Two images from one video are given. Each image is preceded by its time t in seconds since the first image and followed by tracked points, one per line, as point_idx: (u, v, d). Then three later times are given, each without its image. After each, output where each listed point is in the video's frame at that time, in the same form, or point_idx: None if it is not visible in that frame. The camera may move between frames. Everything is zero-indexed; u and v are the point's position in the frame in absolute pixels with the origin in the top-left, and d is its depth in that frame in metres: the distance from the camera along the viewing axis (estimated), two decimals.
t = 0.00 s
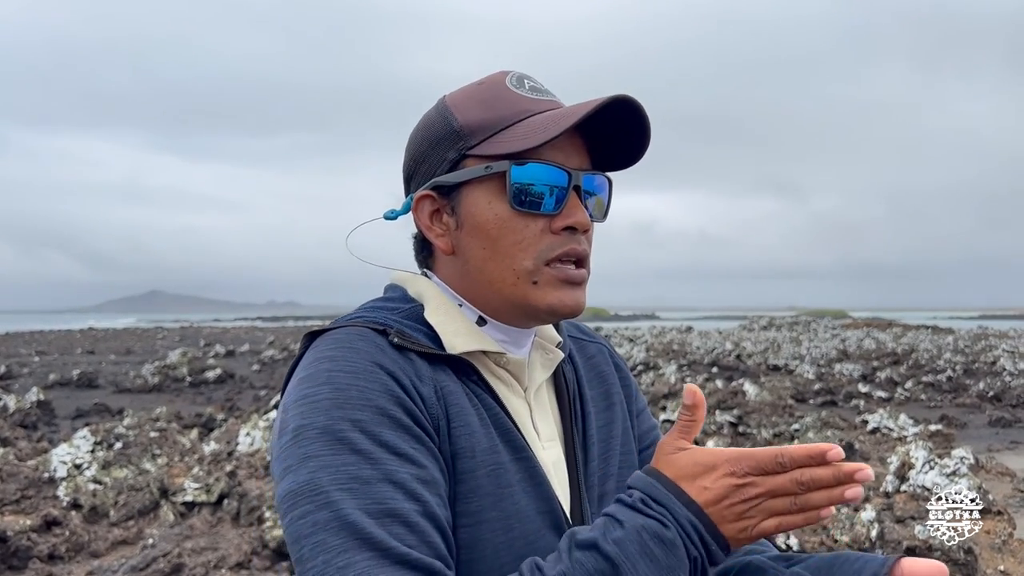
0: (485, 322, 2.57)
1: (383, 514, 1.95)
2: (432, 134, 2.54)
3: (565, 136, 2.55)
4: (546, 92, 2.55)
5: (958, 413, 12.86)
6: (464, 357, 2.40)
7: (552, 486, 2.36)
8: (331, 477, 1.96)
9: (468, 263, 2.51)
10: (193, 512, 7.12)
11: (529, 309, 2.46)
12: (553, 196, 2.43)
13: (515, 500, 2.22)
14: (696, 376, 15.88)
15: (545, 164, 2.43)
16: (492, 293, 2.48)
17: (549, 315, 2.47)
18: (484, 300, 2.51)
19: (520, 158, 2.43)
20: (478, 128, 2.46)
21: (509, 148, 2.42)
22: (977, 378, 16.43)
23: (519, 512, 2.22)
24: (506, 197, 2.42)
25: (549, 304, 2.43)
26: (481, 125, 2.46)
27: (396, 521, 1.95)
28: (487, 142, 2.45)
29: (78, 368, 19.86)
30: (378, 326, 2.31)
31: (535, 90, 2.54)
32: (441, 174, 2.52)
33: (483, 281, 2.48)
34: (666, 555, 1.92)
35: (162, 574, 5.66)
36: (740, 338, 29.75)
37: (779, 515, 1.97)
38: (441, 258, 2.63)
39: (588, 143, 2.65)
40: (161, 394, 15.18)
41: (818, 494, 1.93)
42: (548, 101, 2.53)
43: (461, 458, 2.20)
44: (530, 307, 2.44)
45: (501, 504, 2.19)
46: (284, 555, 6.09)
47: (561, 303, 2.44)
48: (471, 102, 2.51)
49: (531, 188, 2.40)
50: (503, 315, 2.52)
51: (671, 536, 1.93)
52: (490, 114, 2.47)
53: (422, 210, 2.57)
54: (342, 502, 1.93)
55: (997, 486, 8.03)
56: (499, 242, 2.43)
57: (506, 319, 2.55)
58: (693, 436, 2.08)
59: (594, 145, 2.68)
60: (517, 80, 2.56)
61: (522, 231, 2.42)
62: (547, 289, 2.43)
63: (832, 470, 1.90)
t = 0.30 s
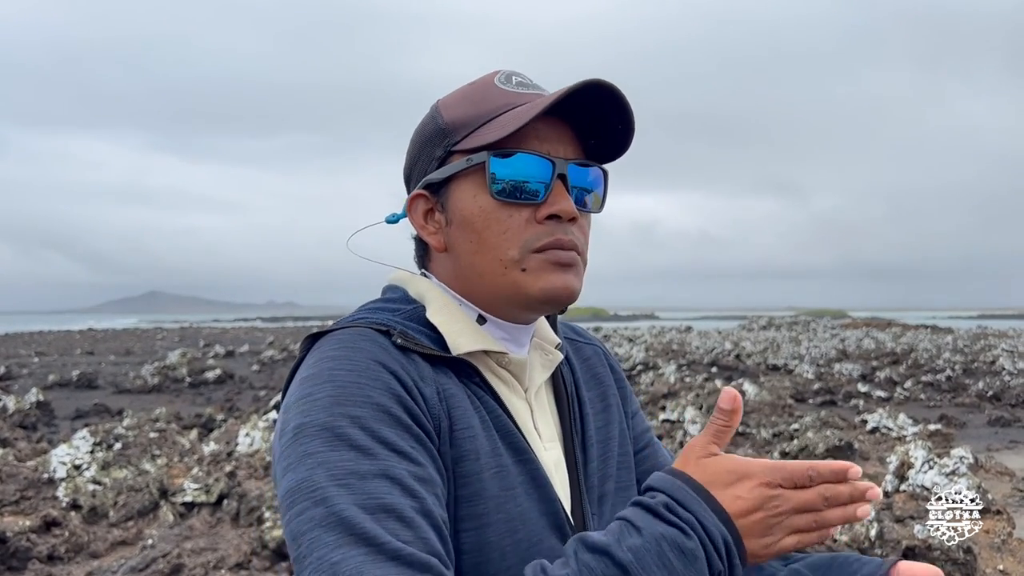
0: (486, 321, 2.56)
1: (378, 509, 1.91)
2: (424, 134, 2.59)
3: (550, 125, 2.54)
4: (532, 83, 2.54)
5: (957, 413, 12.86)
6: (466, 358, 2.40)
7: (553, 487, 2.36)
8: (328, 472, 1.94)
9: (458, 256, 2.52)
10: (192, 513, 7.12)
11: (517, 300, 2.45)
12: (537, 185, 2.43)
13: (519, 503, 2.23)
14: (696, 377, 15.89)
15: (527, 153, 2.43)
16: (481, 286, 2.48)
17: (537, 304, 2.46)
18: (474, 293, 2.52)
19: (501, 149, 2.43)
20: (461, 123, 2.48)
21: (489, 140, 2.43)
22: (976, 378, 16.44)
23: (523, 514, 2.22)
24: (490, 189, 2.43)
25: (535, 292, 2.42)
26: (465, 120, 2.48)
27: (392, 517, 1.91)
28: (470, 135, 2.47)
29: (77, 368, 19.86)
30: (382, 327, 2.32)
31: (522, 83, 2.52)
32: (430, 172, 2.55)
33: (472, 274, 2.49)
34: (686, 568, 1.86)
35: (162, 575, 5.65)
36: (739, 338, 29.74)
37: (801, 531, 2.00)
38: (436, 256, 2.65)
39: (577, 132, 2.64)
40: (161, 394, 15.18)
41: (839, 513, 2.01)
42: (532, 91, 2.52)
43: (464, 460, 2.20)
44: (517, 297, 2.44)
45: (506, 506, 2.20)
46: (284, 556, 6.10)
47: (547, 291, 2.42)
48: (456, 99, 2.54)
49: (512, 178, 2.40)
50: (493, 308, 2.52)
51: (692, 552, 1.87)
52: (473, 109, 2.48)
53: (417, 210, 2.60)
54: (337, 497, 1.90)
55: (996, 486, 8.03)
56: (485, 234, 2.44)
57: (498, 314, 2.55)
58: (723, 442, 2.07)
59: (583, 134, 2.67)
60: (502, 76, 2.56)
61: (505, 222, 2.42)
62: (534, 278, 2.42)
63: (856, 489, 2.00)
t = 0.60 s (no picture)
0: (483, 322, 2.56)
1: (362, 521, 1.91)
2: (424, 130, 2.62)
3: (544, 122, 2.54)
4: (531, 82, 2.52)
5: (957, 411, 12.86)
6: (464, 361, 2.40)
7: (552, 488, 2.36)
8: (313, 483, 1.94)
9: (449, 251, 2.52)
10: (192, 512, 7.12)
11: (504, 295, 2.45)
12: (527, 180, 2.43)
13: (520, 505, 2.23)
14: (696, 376, 15.87)
15: (518, 149, 2.43)
16: (471, 281, 2.48)
17: (524, 301, 2.45)
18: (465, 289, 2.52)
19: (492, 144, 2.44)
20: (456, 119, 2.49)
21: (480, 134, 2.44)
22: (976, 376, 16.44)
23: (523, 517, 2.22)
24: (479, 183, 2.44)
25: (521, 287, 2.42)
26: (459, 116, 2.49)
27: (376, 529, 1.90)
28: (464, 131, 2.48)
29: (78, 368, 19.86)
30: (376, 333, 2.31)
31: (522, 82, 2.50)
32: (428, 168, 2.58)
33: (461, 270, 2.49)
34: None
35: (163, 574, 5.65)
36: (739, 337, 29.73)
37: None
38: (432, 253, 2.66)
39: (573, 130, 2.63)
40: (161, 394, 15.18)
41: None
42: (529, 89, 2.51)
43: (462, 466, 2.19)
44: (504, 292, 2.44)
45: (506, 510, 2.20)
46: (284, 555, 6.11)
47: (533, 287, 2.42)
48: (455, 96, 2.56)
49: (502, 173, 2.41)
50: (482, 304, 2.51)
51: None
52: (467, 104, 2.50)
53: (414, 205, 2.62)
54: (320, 509, 1.90)
55: (996, 485, 8.03)
56: (474, 228, 2.44)
57: (489, 312, 2.55)
58: (742, 486, 1.91)
59: (580, 133, 2.66)
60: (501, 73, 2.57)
61: (494, 216, 2.43)
62: (520, 273, 2.42)
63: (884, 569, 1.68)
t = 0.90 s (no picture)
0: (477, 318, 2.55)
1: (406, 512, 1.93)
2: (411, 128, 2.62)
3: (531, 117, 2.54)
4: (517, 76, 2.52)
5: (958, 409, 12.85)
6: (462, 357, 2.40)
7: (550, 484, 2.36)
8: (349, 480, 1.94)
9: (438, 249, 2.52)
10: (193, 511, 7.12)
11: (495, 293, 2.44)
12: (515, 177, 2.43)
13: (519, 501, 2.23)
14: (696, 374, 15.86)
15: (505, 146, 2.42)
16: (461, 279, 2.48)
17: (515, 298, 2.45)
18: (455, 288, 2.52)
19: (480, 141, 2.44)
20: (443, 117, 2.49)
21: (467, 132, 2.43)
22: (977, 374, 16.41)
23: (522, 513, 2.22)
24: (467, 181, 2.43)
25: (512, 285, 2.41)
26: (445, 113, 2.49)
27: (420, 519, 1.93)
28: (450, 129, 2.48)
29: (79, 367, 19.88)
30: (382, 329, 2.31)
31: (508, 76, 2.50)
32: (415, 166, 2.58)
33: (451, 269, 2.49)
34: (724, 559, 1.89)
35: (163, 573, 5.64)
36: (740, 335, 29.70)
37: (856, 538, 1.87)
38: (422, 252, 2.67)
39: (560, 125, 2.63)
40: (162, 392, 15.19)
41: (903, 522, 1.83)
42: (516, 84, 2.51)
43: (469, 458, 2.20)
44: (495, 290, 2.43)
45: (506, 506, 2.20)
46: (284, 553, 6.11)
47: (523, 284, 2.42)
48: (441, 94, 2.56)
49: (491, 170, 2.40)
50: (474, 302, 2.51)
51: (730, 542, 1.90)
52: (453, 101, 2.50)
53: (402, 204, 2.61)
54: (362, 505, 1.91)
55: (997, 482, 8.02)
56: (463, 226, 2.44)
57: (481, 310, 2.55)
58: (774, 440, 2.03)
59: (567, 127, 2.66)
60: (487, 67, 2.57)
61: (483, 214, 2.42)
62: (510, 271, 2.42)
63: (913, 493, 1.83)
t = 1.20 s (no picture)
0: (479, 314, 2.55)
1: (407, 510, 1.93)
2: (409, 123, 2.62)
3: (530, 110, 2.53)
4: (515, 69, 2.52)
5: (960, 407, 12.84)
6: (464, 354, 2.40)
7: (552, 483, 2.36)
8: (349, 477, 1.94)
9: (439, 245, 2.52)
10: (194, 509, 7.13)
11: (498, 288, 2.44)
12: (517, 171, 2.42)
13: (519, 499, 2.23)
14: (697, 371, 15.86)
15: (506, 139, 2.42)
16: (463, 275, 2.48)
17: (519, 292, 2.45)
18: (457, 283, 2.51)
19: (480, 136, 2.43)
20: (442, 112, 2.49)
21: (467, 126, 2.43)
22: (978, 372, 16.40)
23: (523, 511, 2.22)
24: (467, 175, 2.43)
25: (515, 279, 2.41)
26: (443, 108, 2.49)
27: (421, 517, 1.93)
28: (450, 123, 2.47)
29: (80, 365, 19.92)
30: (383, 325, 2.31)
31: (506, 70, 2.51)
32: (415, 162, 2.57)
33: (453, 264, 2.49)
34: (733, 567, 1.88)
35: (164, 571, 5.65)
36: (741, 332, 29.71)
37: (856, 532, 1.95)
38: (424, 248, 2.66)
39: (560, 117, 2.63)
40: (163, 391, 15.21)
41: (898, 512, 1.94)
42: (514, 77, 2.51)
43: (469, 455, 2.20)
44: (498, 285, 2.43)
45: (506, 506, 2.20)
46: (286, 551, 6.12)
47: (527, 278, 2.42)
48: (439, 88, 2.55)
49: (491, 165, 2.40)
50: (476, 297, 2.51)
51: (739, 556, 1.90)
52: (451, 96, 2.50)
53: (402, 200, 2.61)
54: (363, 502, 1.91)
55: (998, 479, 8.01)
56: (465, 222, 2.44)
57: (484, 305, 2.55)
58: (774, 443, 2.06)
59: (567, 119, 2.65)
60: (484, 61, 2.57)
61: (485, 209, 2.42)
62: (513, 266, 2.41)
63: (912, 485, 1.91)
